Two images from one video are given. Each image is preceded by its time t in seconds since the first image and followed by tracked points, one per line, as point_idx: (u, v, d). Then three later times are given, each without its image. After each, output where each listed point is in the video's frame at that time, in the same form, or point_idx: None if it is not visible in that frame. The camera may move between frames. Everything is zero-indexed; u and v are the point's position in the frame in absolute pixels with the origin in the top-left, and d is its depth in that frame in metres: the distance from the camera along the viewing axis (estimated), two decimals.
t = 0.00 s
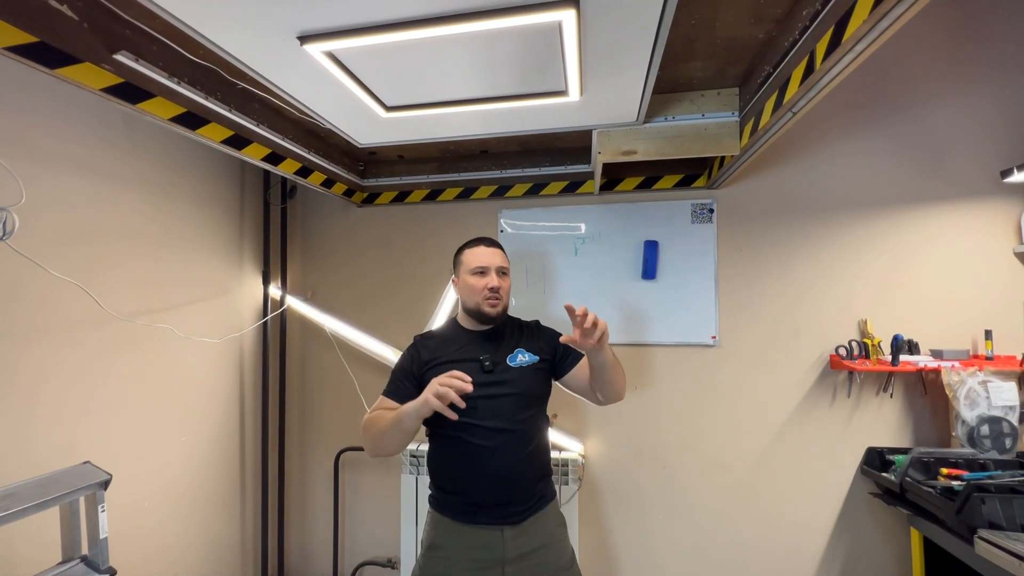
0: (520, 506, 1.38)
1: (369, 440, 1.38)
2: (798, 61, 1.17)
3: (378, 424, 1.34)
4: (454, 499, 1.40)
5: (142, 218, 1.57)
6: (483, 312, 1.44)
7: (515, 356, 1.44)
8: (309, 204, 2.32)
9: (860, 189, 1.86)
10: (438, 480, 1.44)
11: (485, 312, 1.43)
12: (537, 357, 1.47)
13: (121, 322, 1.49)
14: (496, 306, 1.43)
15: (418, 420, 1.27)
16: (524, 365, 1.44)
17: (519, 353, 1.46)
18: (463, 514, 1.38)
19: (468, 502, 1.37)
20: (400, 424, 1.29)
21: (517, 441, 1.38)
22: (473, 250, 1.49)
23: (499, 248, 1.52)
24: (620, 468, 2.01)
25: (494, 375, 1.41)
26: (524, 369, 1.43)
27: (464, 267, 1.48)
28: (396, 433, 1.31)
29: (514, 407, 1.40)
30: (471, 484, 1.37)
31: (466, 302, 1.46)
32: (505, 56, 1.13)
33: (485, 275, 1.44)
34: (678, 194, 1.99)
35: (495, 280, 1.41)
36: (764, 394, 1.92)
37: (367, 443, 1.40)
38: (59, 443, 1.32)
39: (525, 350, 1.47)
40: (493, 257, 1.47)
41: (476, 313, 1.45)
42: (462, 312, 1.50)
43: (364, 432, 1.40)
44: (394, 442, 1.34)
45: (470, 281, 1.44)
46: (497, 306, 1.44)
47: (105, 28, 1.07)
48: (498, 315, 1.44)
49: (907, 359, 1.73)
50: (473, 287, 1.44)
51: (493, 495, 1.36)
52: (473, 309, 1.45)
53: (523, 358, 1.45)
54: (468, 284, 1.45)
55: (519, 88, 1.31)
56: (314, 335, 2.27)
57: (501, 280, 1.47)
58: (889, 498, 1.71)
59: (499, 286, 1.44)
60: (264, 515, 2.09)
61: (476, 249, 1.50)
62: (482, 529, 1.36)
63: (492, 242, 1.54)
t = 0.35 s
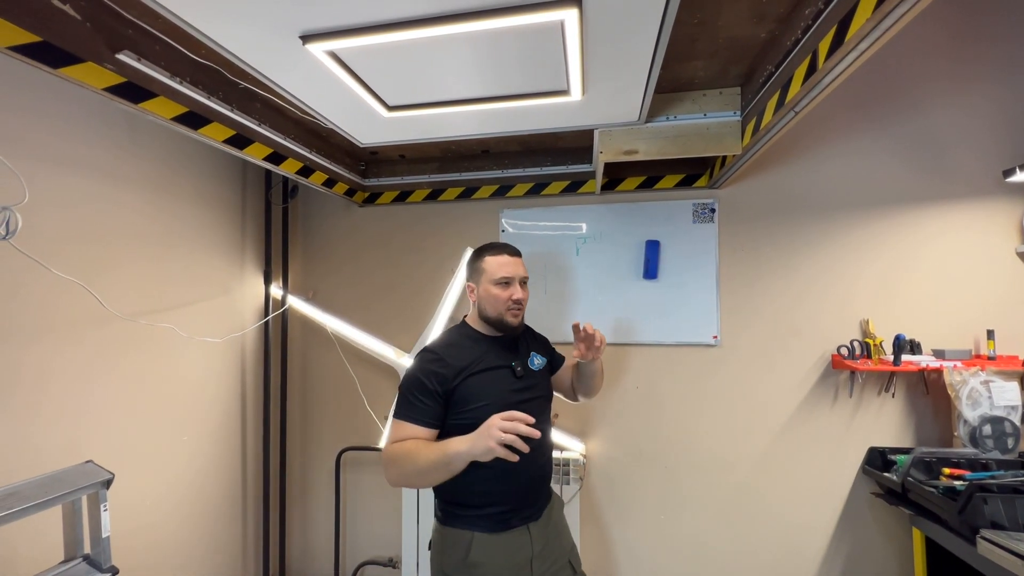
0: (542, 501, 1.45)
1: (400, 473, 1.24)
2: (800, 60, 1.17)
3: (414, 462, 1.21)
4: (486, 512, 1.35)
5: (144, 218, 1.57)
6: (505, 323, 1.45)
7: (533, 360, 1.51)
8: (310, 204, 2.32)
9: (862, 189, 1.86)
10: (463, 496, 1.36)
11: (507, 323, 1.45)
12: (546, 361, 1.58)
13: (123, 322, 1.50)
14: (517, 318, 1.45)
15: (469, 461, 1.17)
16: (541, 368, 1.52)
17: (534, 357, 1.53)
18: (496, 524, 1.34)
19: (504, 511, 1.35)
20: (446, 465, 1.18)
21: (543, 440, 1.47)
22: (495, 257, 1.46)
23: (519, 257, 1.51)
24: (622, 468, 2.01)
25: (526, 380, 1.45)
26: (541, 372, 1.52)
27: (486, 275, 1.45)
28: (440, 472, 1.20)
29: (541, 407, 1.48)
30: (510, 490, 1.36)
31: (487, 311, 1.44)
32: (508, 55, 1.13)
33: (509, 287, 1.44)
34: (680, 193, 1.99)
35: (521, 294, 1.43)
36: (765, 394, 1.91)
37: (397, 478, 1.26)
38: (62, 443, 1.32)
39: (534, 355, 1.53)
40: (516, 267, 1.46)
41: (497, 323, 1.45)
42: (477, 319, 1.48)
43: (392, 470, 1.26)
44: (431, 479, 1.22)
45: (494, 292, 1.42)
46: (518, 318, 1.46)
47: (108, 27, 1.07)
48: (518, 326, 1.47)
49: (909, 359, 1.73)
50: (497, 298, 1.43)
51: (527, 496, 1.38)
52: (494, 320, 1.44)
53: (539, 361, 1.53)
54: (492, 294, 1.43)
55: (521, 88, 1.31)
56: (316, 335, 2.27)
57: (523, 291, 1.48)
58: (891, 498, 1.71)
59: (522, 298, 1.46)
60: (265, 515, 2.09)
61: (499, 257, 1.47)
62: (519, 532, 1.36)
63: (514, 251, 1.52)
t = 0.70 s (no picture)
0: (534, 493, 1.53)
1: (483, 476, 1.05)
2: (804, 59, 1.17)
3: (496, 456, 1.04)
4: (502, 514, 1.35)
5: (146, 218, 1.57)
6: (507, 323, 1.46)
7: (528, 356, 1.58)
8: (312, 203, 2.32)
9: (866, 188, 1.85)
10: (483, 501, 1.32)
11: (508, 323, 1.46)
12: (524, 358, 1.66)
13: (124, 322, 1.50)
14: (517, 317, 1.48)
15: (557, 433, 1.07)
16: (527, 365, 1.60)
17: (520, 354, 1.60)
18: (511, 523, 1.37)
19: (518, 508, 1.38)
20: (534, 446, 1.05)
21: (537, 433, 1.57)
22: (493, 258, 1.45)
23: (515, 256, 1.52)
24: (624, 469, 2.01)
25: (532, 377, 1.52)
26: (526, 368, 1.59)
27: (485, 276, 1.44)
28: (530, 455, 1.06)
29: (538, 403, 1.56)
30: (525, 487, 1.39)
31: (487, 312, 1.44)
32: (510, 54, 1.13)
33: (509, 287, 1.45)
34: (682, 193, 1.98)
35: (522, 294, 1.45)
36: (768, 394, 1.91)
37: (470, 487, 1.06)
38: (64, 442, 1.32)
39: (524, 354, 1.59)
40: (513, 267, 1.47)
41: (497, 323, 1.46)
42: (475, 320, 1.48)
43: (466, 478, 1.05)
44: (518, 470, 1.06)
45: (496, 293, 1.42)
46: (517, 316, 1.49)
47: (110, 27, 1.07)
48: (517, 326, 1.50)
49: (912, 359, 1.72)
50: (498, 299, 1.43)
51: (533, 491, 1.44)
52: (495, 320, 1.45)
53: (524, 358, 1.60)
54: (492, 295, 1.43)
55: (522, 87, 1.31)
56: (317, 335, 2.27)
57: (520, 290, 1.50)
58: (894, 498, 1.71)
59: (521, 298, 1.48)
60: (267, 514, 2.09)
61: (497, 257, 1.46)
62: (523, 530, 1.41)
63: (509, 250, 1.52)
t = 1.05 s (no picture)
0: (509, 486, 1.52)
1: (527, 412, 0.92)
2: (807, 58, 1.16)
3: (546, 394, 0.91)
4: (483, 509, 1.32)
5: (149, 218, 1.58)
6: (481, 317, 1.42)
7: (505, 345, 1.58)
8: (314, 203, 2.32)
9: (869, 188, 1.84)
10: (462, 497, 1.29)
11: (483, 317, 1.42)
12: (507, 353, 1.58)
13: (127, 322, 1.50)
14: (492, 310, 1.43)
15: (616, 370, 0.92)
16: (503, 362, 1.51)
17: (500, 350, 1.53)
18: (488, 522, 1.34)
19: (496, 507, 1.35)
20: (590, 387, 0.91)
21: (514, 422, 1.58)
22: (465, 252, 1.42)
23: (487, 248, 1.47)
24: (626, 469, 2.00)
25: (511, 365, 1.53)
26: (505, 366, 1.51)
27: (458, 271, 1.40)
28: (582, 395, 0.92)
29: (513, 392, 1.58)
30: (505, 478, 1.37)
31: (461, 307, 1.40)
32: (512, 54, 1.13)
33: (484, 281, 1.40)
34: (684, 193, 1.98)
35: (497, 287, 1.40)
36: (770, 394, 1.90)
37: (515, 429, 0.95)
38: (67, 443, 1.33)
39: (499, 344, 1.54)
40: (487, 261, 1.43)
41: (473, 317, 1.41)
42: (451, 315, 1.43)
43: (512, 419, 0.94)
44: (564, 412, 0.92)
45: (470, 287, 1.38)
46: (492, 310, 1.43)
47: (112, 28, 1.07)
48: (494, 320, 1.45)
49: (916, 359, 1.71)
50: (473, 293, 1.39)
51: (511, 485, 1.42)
52: (470, 314, 1.40)
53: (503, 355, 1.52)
54: (467, 289, 1.38)
55: (524, 87, 1.31)
56: (319, 335, 2.27)
57: (496, 283, 1.45)
58: (897, 499, 1.70)
59: (496, 291, 1.43)
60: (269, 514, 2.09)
61: (469, 251, 1.42)
62: (501, 529, 1.38)
63: (481, 243, 1.47)
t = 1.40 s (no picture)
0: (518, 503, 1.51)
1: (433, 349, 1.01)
2: (814, 58, 1.16)
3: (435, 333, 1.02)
4: (468, 522, 1.37)
5: (161, 219, 1.60)
6: (450, 316, 1.50)
7: (522, 353, 1.57)
8: (322, 204, 2.35)
9: (878, 187, 1.83)
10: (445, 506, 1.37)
11: (447, 317, 1.50)
12: (520, 363, 1.54)
13: (139, 321, 1.52)
14: (453, 310, 1.49)
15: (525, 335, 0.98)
16: (505, 370, 1.49)
17: (504, 359, 1.52)
18: (458, 528, 1.37)
19: (467, 516, 1.37)
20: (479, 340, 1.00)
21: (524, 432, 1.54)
22: (436, 254, 1.56)
23: (461, 250, 1.53)
24: (632, 469, 2.00)
25: (522, 376, 1.52)
26: (506, 374, 1.49)
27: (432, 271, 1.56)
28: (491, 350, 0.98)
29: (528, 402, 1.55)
30: (499, 492, 1.42)
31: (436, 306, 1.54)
32: (518, 55, 1.13)
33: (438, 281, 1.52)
34: (691, 192, 1.97)
35: (449, 286, 1.47)
36: (778, 394, 1.89)
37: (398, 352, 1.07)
38: (80, 440, 1.35)
39: (507, 353, 1.54)
40: (445, 261, 1.52)
41: (444, 317, 1.52)
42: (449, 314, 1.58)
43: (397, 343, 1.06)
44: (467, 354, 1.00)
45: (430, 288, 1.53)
46: (457, 310, 1.49)
47: (125, 33, 1.10)
48: (462, 321, 1.50)
49: (926, 360, 1.70)
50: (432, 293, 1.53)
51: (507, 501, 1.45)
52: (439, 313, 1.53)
53: (505, 363, 1.50)
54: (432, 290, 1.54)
55: (530, 88, 1.31)
56: (327, 335, 2.29)
57: (471, 286, 1.51)
58: (907, 501, 1.69)
59: (454, 290, 1.48)
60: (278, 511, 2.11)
61: (442, 253, 1.54)
62: (494, 544, 1.40)
63: (461, 246, 1.55)
